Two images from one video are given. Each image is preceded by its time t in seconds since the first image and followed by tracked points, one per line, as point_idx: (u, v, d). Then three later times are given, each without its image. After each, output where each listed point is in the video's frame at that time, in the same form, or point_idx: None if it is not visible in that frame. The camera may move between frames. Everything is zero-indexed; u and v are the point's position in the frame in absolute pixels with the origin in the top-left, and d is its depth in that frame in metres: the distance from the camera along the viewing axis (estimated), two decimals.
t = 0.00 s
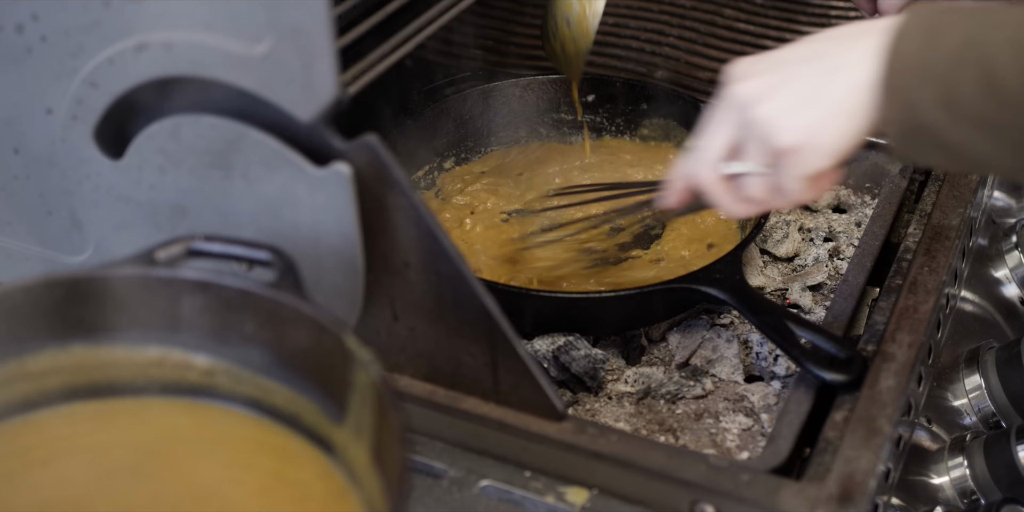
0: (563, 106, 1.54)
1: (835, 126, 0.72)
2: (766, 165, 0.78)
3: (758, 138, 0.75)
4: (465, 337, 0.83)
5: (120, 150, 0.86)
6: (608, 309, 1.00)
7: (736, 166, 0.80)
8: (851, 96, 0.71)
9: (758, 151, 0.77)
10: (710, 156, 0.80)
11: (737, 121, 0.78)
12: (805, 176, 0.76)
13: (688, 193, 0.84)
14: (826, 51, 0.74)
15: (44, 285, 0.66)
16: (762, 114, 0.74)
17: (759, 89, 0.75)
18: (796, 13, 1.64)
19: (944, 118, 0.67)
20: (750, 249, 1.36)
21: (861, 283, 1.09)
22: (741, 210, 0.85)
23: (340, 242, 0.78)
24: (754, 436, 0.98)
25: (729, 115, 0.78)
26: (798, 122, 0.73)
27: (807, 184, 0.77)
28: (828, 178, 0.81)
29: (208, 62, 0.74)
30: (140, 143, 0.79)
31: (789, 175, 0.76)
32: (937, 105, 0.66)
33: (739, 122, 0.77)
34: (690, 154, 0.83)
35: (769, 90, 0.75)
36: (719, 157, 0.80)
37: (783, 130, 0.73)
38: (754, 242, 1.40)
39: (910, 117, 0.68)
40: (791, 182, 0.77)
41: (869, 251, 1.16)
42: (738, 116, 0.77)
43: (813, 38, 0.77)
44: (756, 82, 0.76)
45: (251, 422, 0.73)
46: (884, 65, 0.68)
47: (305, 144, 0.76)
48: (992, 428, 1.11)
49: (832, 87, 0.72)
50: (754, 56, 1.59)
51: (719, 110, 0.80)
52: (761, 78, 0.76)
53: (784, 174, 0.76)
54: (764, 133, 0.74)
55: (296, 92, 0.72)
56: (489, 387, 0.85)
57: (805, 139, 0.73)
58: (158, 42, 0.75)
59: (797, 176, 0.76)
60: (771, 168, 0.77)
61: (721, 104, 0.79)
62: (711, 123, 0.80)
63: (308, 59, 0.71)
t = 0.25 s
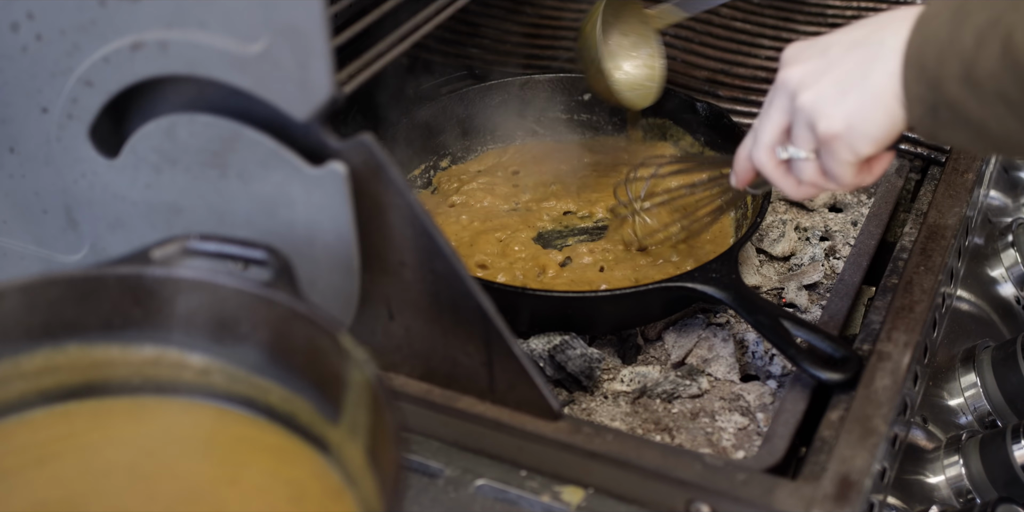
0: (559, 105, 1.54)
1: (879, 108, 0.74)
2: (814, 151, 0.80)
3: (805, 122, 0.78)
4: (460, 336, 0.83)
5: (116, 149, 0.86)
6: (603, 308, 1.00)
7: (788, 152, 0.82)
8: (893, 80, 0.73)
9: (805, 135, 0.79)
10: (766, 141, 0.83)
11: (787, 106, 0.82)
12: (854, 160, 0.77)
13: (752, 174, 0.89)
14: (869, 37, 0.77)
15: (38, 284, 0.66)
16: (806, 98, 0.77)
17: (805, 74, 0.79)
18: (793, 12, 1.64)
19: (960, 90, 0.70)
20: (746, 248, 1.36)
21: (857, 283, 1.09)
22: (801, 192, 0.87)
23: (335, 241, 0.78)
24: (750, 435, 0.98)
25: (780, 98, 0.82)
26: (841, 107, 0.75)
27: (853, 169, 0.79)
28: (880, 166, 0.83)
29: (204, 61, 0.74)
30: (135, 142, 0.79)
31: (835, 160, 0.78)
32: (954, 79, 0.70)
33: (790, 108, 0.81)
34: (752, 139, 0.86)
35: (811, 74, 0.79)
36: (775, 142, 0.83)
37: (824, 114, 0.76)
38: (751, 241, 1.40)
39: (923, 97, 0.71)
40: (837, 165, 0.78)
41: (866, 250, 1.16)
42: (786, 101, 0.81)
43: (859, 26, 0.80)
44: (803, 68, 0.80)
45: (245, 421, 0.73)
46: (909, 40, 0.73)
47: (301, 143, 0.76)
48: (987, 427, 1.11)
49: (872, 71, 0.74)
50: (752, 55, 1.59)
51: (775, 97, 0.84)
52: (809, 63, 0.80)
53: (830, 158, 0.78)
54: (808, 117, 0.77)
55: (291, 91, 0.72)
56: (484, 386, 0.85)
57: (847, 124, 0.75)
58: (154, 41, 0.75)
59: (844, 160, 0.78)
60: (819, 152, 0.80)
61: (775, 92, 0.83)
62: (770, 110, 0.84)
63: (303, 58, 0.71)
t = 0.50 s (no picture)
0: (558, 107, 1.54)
1: (686, 107, 0.78)
2: (624, 140, 0.86)
3: (618, 113, 0.83)
4: (460, 338, 0.83)
5: (116, 151, 0.86)
6: (603, 310, 1.00)
7: (604, 139, 0.88)
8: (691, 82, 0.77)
9: (619, 126, 0.84)
10: (584, 127, 0.88)
11: (602, 94, 0.85)
12: (662, 151, 0.82)
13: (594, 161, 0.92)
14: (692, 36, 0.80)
15: (38, 287, 0.66)
16: (621, 91, 0.81)
17: (623, 66, 0.82)
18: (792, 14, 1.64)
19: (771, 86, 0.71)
20: (746, 250, 1.36)
21: (856, 284, 1.09)
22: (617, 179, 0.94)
23: (335, 244, 0.78)
24: (750, 437, 0.98)
25: (599, 88, 0.86)
26: (655, 103, 0.79)
27: (662, 159, 0.84)
28: (692, 154, 0.87)
29: (203, 63, 0.74)
30: (134, 144, 0.79)
31: (643, 152, 0.83)
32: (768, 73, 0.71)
33: (603, 98, 0.85)
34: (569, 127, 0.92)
35: (627, 67, 0.82)
36: (592, 127, 0.88)
37: (635, 108, 0.80)
38: (751, 243, 1.40)
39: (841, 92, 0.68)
40: (652, 155, 0.83)
41: (865, 252, 1.16)
42: (603, 91, 0.85)
43: (683, 24, 0.83)
44: (623, 60, 0.83)
45: (245, 423, 0.73)
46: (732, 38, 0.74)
47: (300, 145, 0.76)
48: (986, 428, 1.11)
49: (682, 71, 0.77)
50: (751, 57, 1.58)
51: (592, 85, 0.87)
52: (627, 56, 0.83)
53: (640, 149, 0.83)
54: (621, 110, 0.81)
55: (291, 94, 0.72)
56: (484, 388, 0.85)
57: (654, 119, 0.79)
58: (153, 43, 0.75)
59: (655, 151, 0.83)
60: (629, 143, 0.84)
61: (595, 81, 0.86)
62: (588, 97, 0.87)
63: (303, 61, 0.71)
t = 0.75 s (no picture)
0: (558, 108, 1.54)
1: (890, 106, 0.74)
2: (828, 148, 0.83)
3: (819, 119, 0.80)
4: (461, 339, 0.83)
5: (116, 153, 0.86)
6: (604, 311, 1.00)
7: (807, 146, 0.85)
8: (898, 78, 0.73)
9: (822, 132, 0.81)
10: (782, 135, 0.86)
11: (801, 102, 0.83)
12: (867, 155, 0.78)
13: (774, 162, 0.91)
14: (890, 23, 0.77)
15: (39, 287, 0.66)
16: (820, 93, 0.78)
17: (818, 71, 0.80)
18: (792, 15, 1.65)
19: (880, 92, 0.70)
20: (746, 251, 1.36)
21: (857, 284, 1.10)
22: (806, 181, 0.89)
23: (335, 245, 0.78)
24: (750, 438, 0.98)
25: (796, 95, 0.84)
26: (854, 103, 0.76)
27: (872, 165, 0.80)
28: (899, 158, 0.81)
29: (204, 64, 0.74)
30: (135, 145, 0.79)
31: (848, 155, 0.80)
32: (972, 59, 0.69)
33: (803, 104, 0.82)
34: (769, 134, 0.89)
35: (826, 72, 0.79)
36: (791, 136, 0.86)
37: (836, 112, 0.77)
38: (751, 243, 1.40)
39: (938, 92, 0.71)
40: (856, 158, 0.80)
41: (865, 252, 1.16)
42: (800, 97, 0.83)
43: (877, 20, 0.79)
44: (817, 65, 0.80)
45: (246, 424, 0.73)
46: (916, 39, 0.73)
47: (301, 146, 0.76)
48: (987, 428, 1.11)
49: (882, 70, 0.74)
50: (752, 58, 1.58)
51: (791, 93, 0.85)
52: (820, 60, 0.80)
53: (844, 154, 0.80)
54: (823, 114, 0.78)
55: (291, 95, 0.72)
56: (485, 388, 0.85)
57: (860, 122, 0.76)
58: (154, 44, 0.75)
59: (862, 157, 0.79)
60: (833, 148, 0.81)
61: (791, 86, 0.84)
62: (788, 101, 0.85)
63: (303, 62, 0.71)
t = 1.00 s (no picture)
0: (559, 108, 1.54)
1: (671, 112, 0.78)
2: (611, 144, 0.85)
3: (604, 118, 0.83)
4: (462, 338, 0.83)
5: (118, 152, 0.86)
6: (605, 310, 1.01)
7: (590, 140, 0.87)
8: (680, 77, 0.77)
9: (606, 127, 0.84)
10: (568, 132, 0.89)
11: (589, 97, 0.86)
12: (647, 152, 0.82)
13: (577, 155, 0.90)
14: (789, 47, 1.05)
15: (41, 287, 0.66)
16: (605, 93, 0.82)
17: (606, 67, 0.83)
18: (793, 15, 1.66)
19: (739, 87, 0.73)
20: (747, 250, 1.36)
21: (857, 284, 1.09)
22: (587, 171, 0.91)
23: (336, 245, 0.78)
24: (751, 437, 0.98)
25: (584, 92, 0.86)
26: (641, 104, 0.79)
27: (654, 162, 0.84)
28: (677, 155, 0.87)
29: (206, 64, 0.74)
30: (137, 145, 0.80)
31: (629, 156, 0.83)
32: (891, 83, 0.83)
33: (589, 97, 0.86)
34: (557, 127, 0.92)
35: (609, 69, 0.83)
36: (577, 132, 0.89)
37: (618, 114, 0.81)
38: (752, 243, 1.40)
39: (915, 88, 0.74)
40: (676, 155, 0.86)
41: (866, 251, 1.16)
42: (588, 93, 0.86)
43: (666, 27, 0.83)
44: (607, 63, 0.83)
45: (248, 423, 0.73)
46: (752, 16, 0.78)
47: (302, 146, 0.77)
48: (989, 428, 1.11)
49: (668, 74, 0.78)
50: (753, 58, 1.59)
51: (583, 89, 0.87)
52: (612, 59, 0.83)
53: (627, 152, 0.83)
54: (608, 112, 0.82)
55: (292, 95, 0.73)
56: (486, 388, 0.85)
57: (639, 123, 0.80)
58: (156, 44, 0.75)
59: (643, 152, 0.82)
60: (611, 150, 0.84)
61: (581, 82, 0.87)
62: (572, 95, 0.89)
63: (304, 62, 0.71)
